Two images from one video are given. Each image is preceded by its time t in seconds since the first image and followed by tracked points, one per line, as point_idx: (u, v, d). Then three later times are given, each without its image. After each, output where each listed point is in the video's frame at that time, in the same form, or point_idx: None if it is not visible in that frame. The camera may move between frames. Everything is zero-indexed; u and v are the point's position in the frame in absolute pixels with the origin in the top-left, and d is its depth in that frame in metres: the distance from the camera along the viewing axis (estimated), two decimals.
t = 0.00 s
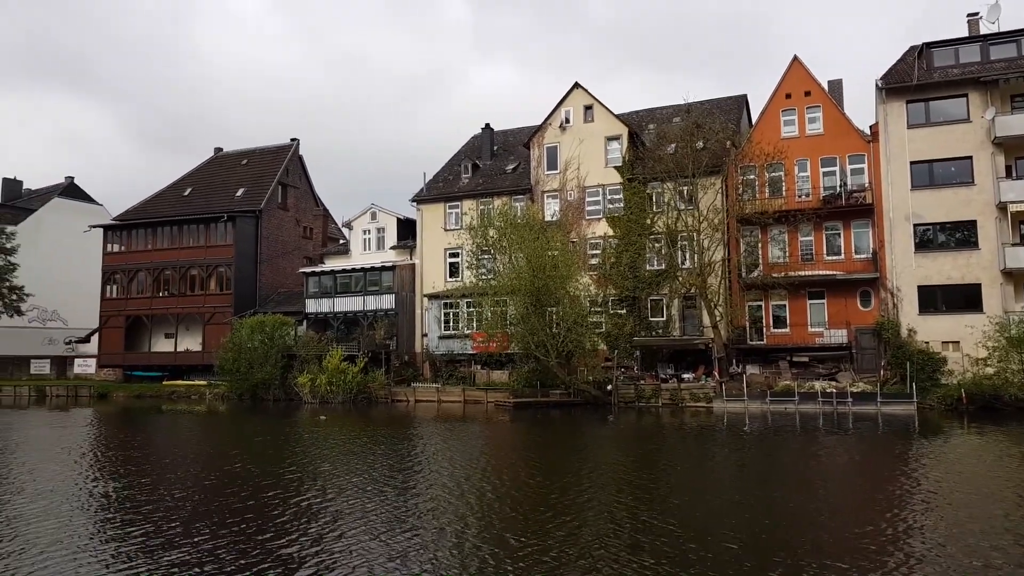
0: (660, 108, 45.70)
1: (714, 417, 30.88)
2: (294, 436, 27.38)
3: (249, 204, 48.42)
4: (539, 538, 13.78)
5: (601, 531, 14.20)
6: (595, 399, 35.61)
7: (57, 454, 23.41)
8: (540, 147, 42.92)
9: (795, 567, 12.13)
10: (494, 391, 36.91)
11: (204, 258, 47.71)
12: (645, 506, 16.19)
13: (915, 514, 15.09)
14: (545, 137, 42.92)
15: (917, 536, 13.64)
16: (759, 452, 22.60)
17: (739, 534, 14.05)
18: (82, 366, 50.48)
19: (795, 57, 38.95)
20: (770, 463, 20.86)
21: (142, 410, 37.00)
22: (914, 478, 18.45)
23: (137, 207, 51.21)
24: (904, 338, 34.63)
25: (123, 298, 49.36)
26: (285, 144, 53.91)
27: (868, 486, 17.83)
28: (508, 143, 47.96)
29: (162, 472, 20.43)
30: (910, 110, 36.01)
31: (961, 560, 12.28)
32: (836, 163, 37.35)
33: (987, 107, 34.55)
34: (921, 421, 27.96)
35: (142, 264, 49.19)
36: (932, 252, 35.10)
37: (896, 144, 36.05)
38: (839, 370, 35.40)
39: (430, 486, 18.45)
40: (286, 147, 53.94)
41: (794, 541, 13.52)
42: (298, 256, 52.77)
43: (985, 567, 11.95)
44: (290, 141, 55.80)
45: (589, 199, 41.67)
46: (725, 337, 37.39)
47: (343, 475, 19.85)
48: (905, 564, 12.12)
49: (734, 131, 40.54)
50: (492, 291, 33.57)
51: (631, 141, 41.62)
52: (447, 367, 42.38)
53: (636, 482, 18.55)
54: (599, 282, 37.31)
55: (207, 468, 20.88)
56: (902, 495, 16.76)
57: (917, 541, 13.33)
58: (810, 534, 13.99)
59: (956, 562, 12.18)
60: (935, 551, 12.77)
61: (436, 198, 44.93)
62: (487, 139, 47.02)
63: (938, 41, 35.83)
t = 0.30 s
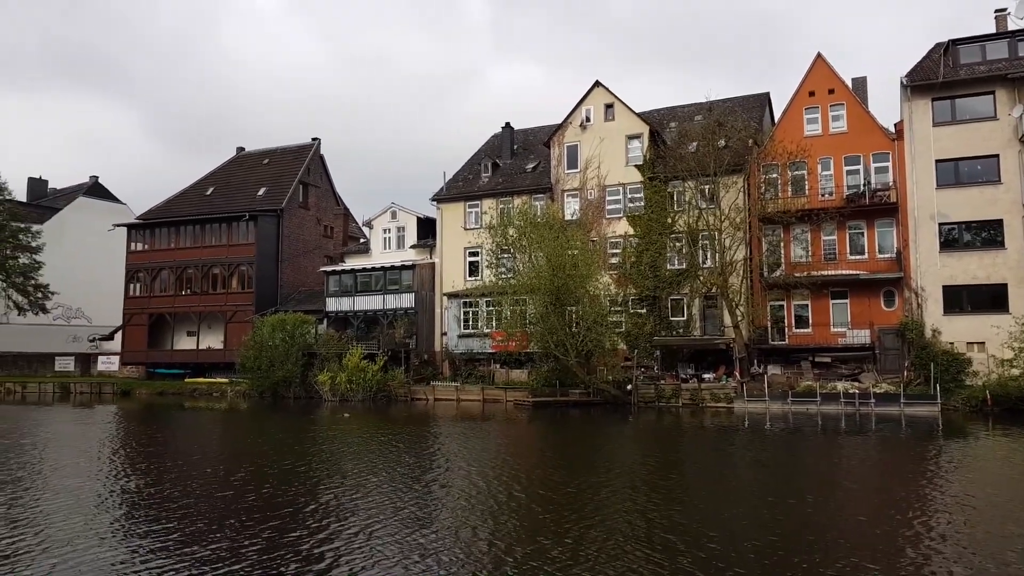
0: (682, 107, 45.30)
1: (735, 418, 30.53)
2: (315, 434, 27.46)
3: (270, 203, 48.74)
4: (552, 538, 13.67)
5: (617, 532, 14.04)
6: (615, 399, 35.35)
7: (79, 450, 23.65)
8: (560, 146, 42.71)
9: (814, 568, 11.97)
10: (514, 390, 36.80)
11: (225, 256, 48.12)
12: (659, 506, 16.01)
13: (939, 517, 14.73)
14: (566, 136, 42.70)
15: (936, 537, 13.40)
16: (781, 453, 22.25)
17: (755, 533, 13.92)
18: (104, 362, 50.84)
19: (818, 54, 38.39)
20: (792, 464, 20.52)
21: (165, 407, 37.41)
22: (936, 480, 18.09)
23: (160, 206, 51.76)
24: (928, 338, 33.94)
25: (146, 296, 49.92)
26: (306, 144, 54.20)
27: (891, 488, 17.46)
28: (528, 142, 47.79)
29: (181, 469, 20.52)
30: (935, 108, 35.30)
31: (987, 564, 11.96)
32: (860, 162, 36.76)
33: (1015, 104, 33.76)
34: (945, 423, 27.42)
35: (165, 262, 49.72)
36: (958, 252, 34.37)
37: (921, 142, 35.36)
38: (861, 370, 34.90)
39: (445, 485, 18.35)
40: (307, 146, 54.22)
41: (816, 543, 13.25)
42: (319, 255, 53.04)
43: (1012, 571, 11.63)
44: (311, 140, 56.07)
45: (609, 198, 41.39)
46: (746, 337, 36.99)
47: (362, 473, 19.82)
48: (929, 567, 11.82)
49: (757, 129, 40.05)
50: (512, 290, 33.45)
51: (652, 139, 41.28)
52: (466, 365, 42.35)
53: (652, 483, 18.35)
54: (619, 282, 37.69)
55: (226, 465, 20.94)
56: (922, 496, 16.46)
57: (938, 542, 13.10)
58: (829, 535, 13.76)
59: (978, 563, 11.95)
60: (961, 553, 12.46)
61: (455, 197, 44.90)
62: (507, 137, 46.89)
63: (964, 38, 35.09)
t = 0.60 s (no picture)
0: (701, 101, 44.95)
1: (757, 414, 30.27)
2: (337, 432, 27.63)
3: (290, 203, 49.10)
4: (576, 535, 13.59)
5: (640, 528, 13.94)
6: (635, 396, 35.19)
7: (105, 449, 23.96)
8: (578, 142, 42.54)
9: (834, 567, 11.76)
10: (533, 388, 36.76)
11: (247, 256, 48.57)
12: (682, 504, 15.86)
13: (966, 514, 14.43)
14: (584, 132, 42.53)
15: (963, 536, 13.12)
16: (804, 450, 21.99)
17: (777, 532, 13.72)
18: (130, 362, 51.39)
19: (840, 46, 37.88)
20: (815, 461, 20.29)
21: (189, 406, 37.85)
22: (963, 477, 17.74)
23: (182, 208, 52.33)
24: (954, 334, 33.32)
25: (169, 296, 50.51)
26: (325, 144, 54.48)
27: (916, 485, 17.16)
28: (546, 139, 47.67)
29: (205, 467, 20.68)
30: (959, 100, 34.67)
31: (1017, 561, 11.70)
32: (882, 155, 36.24)
33: None
34: (971, 419, 26.93)
35: (187, 263, 50.26)
36: (984, 245, 33.72)
37: (945, 135, 34.72)
38: (886, 366, 34.55)
39: (466, 482, 18.34)
40: (326, 146, 54.51)
41: (843, 542, 13.03)
42: (339, 254, 53.35)
43: None
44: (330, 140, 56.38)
45: (628, 195, 41.18)
46: (768, 334, 36.66)
47: (383, 471, 19.86)
48: (957, 565, 11.59)
49: (777, 123, 39.62)
50: (531, 287, 33.44)
51: (671, 135, 40.99)
52: (486, 363, 42.34)
53: (674, 480, 18.23)
54: (639, 278, 36.71)
55: (249, 464, 21.09)
56: (948, 493, 16.15)
57: (966, 539, 12.85)
58: (853, 533, 13.54)
59: (1007, 561, 11.71)
60: (990, 551, 12.22)
61: (474, 195, 44.90)
62: (525, 135, 46.80)
63: (989, 28, 34.45)
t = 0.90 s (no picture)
0: (723, 98, 44.53)
1: (779, 414, 29.94)
2: (358, 430, 27.74)
3: (311, 202, 49.43)
4: (598, 535, 13.50)
5: (662, 528, 13.83)
6: (656, 395, 34.95)
7: (130, 447, 24.22)
8: (599, 140, 42.33)
9: (857, 566, 11.67)
10: (553, 386, 36.66)
11: (269, 255, 48.96)
12: (701, 503, 15.75)
13: (994, 515, 14.15)
14: (604, 130, 42.31)
15: (991, 537, 12.86)
16: (827, 449, 21.70)
17: (799, 531, 13.60)
18: (154, 360, 51.66)
19: (863, 41, 37.31)
20: (839, 461, 20.01)
21: (212, 403, 38.20)
22: (990, 477, 17.41)
23: (205, 207, 52.88)
24: (980, 332, 32.76)
25: (192, 294, 51.07)
26: (346, 143, 54.71)
27: (942, 485, 16.87)
28: (566, 137, 47.51)
29: (228, 465, 20.79)
30: (986, 95, 33.92)
31: None
32: (907, 152, 35.65)
33: None
34: (1000, 419, 26.40)
35: (210, 261, 50.79)
36: (1012, 242, 33.02)
37: (971, 130, 34.02)
38: (911, 365, 33.79)
39: (486, 480, 18.32)
40: (346, 145, 54.75)
41: (867, 543, 12.84)
42: (360, 253, 53.62)
43: None
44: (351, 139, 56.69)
45: (649, 192, 40.91)
46: (791, 332, 36.22)
47: (402, 468, 19.89)
48: (985, 567, 11.36)
49: (800, 119, 39.12)
50: (551, 285, 33.35)
51: (693, 132, 40.63)
52: (506, 361, 42.32)
53: (694, 479, 18.10)
54: (659, 276, 36.58)
55: (271, 461, 21.19)
56: (975, 494, 15.86)
57: (994, 541, 12.61)
58: (877, 533, 13.35)
59: None
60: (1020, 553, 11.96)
61: (493, 194, 44.88)
62: (544, 133, 46.67)
63: (1017, 21, 33.70)
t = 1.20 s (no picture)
0: (742, 94, 44.11)
1: (802, 412, 29.60)
2: (378, 429, 27.81)
3: (331, 202, 49.69)
4: (623, 534, 13.32)
5: (687, 528, 13.65)
6: (677, 393, 34.68)
7: (153, 446, 24.40)
8: (617, 137, 42.09)
9: (880, 565, 11.50)
10: (573, 385, 36.51)
11: (289, 256, 49.28)
12: (722, 502, 15.58)
13: None
14: (622, 127, 42.07)
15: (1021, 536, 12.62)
16: (851, 448, 21.41)
17: (818, 530, 13.43)
18: (177, 361, 52.69)
19: (885, 35, 36.77)
20: (862, 459, 19.75)
21: (233, 403, 38.48)
22: (1018, 475, 17.12)
23: (225, 209, 53.33)
24: (1006, 328, 32.26)
25: (214, 295, 51.54)
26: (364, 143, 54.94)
27: (969, 483, 16.61)
28: (584, 135, 47.33)
29: (250, 464, 20.85)
30: (1011, 88, 33.40)
31: None
32: (930, 146, 35.03)
33: None
34: None
35: (231, 262, 51.23)
36: None
37: (996, 125, 33.54)
38: (936, 361, 33.26)
39: (507, 479, 18.22)
40: (365, 146, 54.96)
41: (895, 541, 12.64)
42: (379, 253, 53.82)
43: None
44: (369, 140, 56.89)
45: (668, 190, 40.61)
46: (813, 329, 35.73)
47: (422, 468, 19.84)
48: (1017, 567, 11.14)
49: (821, 114, 38.61)
50: (570, 284, 33.20)
51: (712, 128, 40.26)
52: (525, 360, 42.25)
53: (715, 478, 17.89)
54: (680, 274, 36.85)
55: (292, 461, 21.21)
56: (1003, 492, 15.58)
57: None
58: (905, 532, 13.14)
59: None
60: None
61: (511, 193, 44.79)
62: (562, 131, 46.52)
63: None
